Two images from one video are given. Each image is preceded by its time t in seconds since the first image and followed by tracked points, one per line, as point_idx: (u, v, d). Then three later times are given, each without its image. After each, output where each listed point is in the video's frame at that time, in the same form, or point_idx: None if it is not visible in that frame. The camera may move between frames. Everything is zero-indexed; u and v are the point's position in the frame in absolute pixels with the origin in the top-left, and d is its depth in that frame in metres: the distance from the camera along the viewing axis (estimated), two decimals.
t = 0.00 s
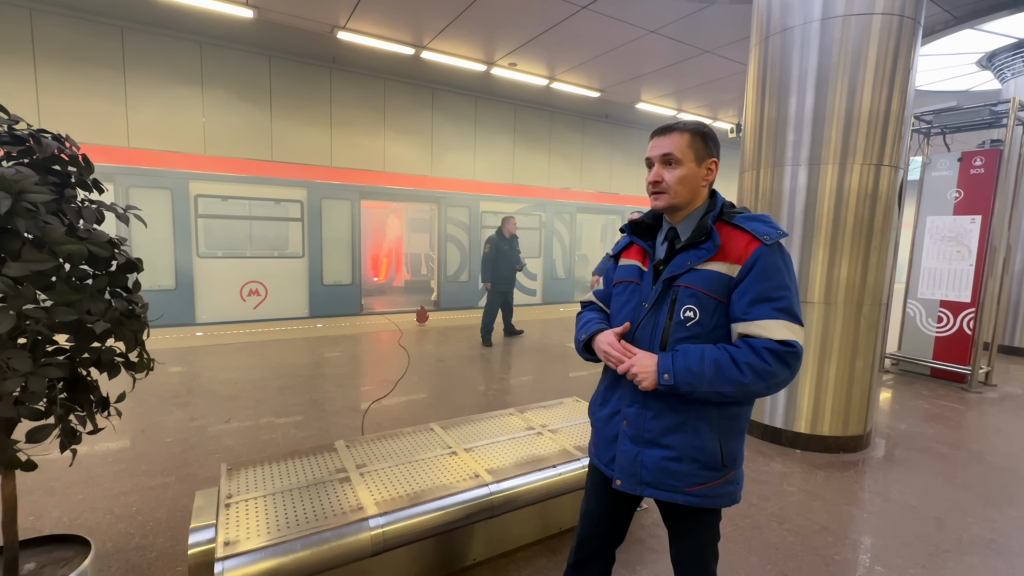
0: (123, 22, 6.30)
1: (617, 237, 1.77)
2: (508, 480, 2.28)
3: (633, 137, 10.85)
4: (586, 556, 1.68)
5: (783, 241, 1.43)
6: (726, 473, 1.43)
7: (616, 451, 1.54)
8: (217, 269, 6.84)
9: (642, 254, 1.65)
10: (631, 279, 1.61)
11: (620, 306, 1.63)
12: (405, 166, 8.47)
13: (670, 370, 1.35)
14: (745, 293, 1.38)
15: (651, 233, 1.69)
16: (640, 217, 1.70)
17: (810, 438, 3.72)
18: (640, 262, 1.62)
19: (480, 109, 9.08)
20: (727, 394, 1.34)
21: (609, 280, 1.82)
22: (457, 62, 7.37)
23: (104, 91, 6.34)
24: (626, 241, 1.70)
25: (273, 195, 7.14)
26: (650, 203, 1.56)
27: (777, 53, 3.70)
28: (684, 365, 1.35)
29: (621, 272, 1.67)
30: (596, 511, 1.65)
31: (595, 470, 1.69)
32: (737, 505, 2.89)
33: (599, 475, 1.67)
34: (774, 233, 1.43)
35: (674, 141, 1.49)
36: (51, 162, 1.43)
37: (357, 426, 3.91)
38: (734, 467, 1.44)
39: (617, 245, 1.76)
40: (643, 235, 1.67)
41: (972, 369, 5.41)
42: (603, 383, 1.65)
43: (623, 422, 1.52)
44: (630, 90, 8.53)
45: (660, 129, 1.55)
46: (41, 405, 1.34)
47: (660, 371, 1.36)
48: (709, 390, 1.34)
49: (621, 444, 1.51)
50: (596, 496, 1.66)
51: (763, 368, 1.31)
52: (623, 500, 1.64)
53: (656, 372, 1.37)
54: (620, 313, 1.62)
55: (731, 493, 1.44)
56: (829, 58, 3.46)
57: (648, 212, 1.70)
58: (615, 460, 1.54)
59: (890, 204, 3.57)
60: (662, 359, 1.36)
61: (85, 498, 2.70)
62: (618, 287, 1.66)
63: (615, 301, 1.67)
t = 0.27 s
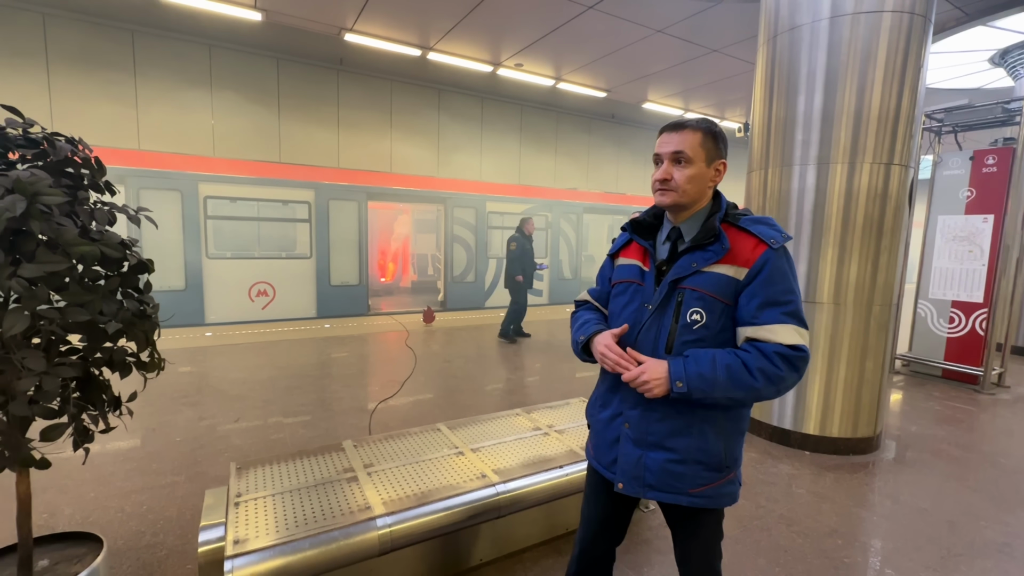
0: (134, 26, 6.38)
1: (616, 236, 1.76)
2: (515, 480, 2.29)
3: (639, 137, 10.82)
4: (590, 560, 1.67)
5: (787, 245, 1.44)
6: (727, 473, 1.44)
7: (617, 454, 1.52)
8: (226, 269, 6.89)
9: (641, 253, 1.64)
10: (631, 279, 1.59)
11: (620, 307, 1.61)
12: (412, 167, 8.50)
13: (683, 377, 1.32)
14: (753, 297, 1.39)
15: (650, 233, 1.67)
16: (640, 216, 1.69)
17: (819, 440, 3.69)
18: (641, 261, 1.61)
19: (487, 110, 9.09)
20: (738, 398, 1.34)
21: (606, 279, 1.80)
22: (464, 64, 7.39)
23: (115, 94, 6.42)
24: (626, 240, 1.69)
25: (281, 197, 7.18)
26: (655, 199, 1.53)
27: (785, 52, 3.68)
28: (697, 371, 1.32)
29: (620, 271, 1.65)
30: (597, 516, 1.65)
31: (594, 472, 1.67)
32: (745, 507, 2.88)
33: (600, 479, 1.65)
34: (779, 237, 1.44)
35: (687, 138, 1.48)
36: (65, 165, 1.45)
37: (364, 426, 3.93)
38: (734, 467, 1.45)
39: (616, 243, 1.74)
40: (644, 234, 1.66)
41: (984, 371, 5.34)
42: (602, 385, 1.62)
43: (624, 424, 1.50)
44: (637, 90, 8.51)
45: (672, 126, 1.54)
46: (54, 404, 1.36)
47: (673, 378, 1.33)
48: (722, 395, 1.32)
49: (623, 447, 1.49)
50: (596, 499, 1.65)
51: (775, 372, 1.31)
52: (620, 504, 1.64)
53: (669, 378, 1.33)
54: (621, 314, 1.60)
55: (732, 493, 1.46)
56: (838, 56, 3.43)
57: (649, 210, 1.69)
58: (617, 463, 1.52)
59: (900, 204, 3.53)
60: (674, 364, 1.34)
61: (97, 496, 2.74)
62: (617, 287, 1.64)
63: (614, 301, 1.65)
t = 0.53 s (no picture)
0: (150, 31, 6.49)
1: (608, 235, 1.72)
2: (525, 481, 2.29)
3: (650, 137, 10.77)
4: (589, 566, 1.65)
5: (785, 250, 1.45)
6: (723, 476, 1.44)
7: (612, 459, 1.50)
8: (240, 270, 6.98)
9: (634, 254, 1.60)
10: (625, 282, 1.56)
11: (613, 310, 1.57)
12: (423, 168, 8.55)
13: (704, 395, 1.30)
14: (759, 304, 1.38)
15: (643, 234, 1.65)
16: (634, 216, 1.66)
17: (834, 442, 3.64)
18: (635, 263, 1.57)
19: (497, 111, 9.10)
20: (752, 407, 1.34)
21: (596, 280, 1.76)
22: (474, 65, 7.42)
23: (132, 99, 6.54)
24: (619, 240, 1.65)
25: (294, 198, 7.26)
26: (653, 199, 1.50)
27: (798, 50, 3.63)
28: (716, 387, 1.30)
29: (613, 273, 1.61)
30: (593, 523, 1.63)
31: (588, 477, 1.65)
32: (758, 510, 2.85)
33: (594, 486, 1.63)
34: (776, 242, 1.44)
35: (687, 138, 1.45)
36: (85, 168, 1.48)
37: (375, 426, 3.95)
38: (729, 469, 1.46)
39: (607, 243, 1.70)
40: (638, 234, 1.63)
41: (1005, 373, 5.23)
42: (596, 389, 1.60)
43: (620, 429, 1.49)
44: (648, 90, 8.47)
45: (670, 125, 1.51)
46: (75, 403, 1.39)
47: (694, 397, 1.30)
48: (740, 407, 1.32)
49: (619, 452, 1.48)
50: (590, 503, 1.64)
51: (789, 380, 1.32)
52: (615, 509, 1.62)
53: (689, 397, 1.31)
54: (614, 317, 1.56)
55: (728, 495, 1.46)
56: (853, 53, 3.39)
57: (642, 210, 1.66)
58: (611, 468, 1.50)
59: (917, 203, 3.48)
60: (695, 383, 1.30)
61: (115, 493, 2.79)
62: (610, 290, 1.60)
63: (606, 303, 1.61)
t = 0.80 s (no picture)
0: (173, 38, 6.64)
1: (594, 234, 1.69)
2: (542, 481, 2.29)
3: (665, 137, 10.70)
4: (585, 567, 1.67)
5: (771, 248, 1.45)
6: (710, 476, 1.44)
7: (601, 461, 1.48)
8: (260, 271, 7.11)
9: (622, 251, 1.57)
10: (613, 280, 1.54)
11: (601, 308, 1.55)
12: (439, 169, 8.61)
13: (696, 392, 1.29)
14: (747, 302, 1.38)
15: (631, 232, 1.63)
16: (622, 215, 1.64)
17: (856, 446, 3.57)
18: (622, 261, 1.55)
19: (511, 111, 9.12)
20: (740, 405, 1.35)
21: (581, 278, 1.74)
22: (489, 67, 7.45)
23: (157, 104, 6.70)
24: (606, 238, 1.63)
25: (312, 200, 7.36)
26: (641, 199, 1.49)
27: (818, 47, 3.58)
28: (707, 384, 1.29)
29: (600, 272, 1.59)
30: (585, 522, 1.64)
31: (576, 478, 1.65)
32: (777, 514, 2.81)
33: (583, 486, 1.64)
34: (763, 240, 1.44)
35: (674, 137, 1.44)
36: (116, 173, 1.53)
37: (392, 425, 3.99)
38: (716, 469, 1.46)
39: (594, 241, 1.68)
40: (626, 232, 1.61)
41: None
42: (583, 389, 1.58)
43: (608, 430, 1.47)
44: (663, 89, 8.42)
45: (657, 123, 1.49)
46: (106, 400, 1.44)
47: (685, 394, 1.29)
48: (729, 404, 1.32)
49: (607, 453, 1.46)
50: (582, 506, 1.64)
51: (776, 377, 1.33)
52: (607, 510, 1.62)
53: (680, 394, 1.29)
54: (602, 315, 1.53)
55: (714, 495, 1.46)
56: (874, 50, 3.33)
57: (630, 209, 1.64)
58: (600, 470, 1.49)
59: (943, 202, 3.40)
60: (686, 379, 1.29)
61: (141, 489, 2.86)
62: (597, 288, 1.58)
63: (593, 301, 1.59)
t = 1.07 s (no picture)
0: (199, 45, 6.82)
1: (584, 237, 1.67)
2: (560, 481, 2.30)
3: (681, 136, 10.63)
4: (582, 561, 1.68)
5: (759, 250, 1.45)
6: (702, 477, 1.44)
7: (594, 463, 1.47)
8: (281, 272, 7.25)
9: (612, 254, 1.56)
10: (605, 283, 1.52)
11: (593, 311, 1.52)
12: (456, 170, 8.67)
13: (688, 392, 1.28)
14: (737, 303, 1.37)
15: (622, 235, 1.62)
16: (612, 218, 1.62)
17: (881, 451, 3.50)
18: (614, 265, 1.53)
19: (528, 112, 9.15)
20: (731, 404, 1.35)
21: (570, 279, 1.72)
22: (505, 68, 7.49)
23: (183, 110, 6.89)
24: (596, 241, 1.61)
25: (331, 202, 7.48)
26: (631, 203, 1.47)
27: (841, 44, 3.52)
28: (700, 383, 1.29)
29: (592, 275, 1.57)
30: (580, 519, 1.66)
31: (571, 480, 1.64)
32: (799, 519, 2.78)
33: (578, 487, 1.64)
34: (752, 243, 1.44)
35: (663, 143, 1.42)
36: (150, 178, 1.59)
37: (410, 424, 4.04)
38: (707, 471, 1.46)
39: (585, 245, 1.66)
40: (617, 235, 1.59)
41: None
42: (574, 392, 1.55)
43: (601, 432, 1.45)
44: (681, 88, 8.35)
45: (647, 128, 1.48)
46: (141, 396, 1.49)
47: (677, 393, 1.29)
48: (720, 404, 1.32)
49: (600, 456, 1.44)
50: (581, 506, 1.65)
51: (765, 376, 1.34)
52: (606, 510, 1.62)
53: (672, 394, 1.29)
54: (594, 317, 1.51)
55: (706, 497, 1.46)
56: (900, 46, 3.26)
57: (620, 212, 1.63)
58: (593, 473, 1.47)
59: (971, 201, 3.32)
60: (678, 378, 1.29)
61: (170, 483, 2.95)
62: (588, 291, 1.56)
63: (584, 303, 1.57)
